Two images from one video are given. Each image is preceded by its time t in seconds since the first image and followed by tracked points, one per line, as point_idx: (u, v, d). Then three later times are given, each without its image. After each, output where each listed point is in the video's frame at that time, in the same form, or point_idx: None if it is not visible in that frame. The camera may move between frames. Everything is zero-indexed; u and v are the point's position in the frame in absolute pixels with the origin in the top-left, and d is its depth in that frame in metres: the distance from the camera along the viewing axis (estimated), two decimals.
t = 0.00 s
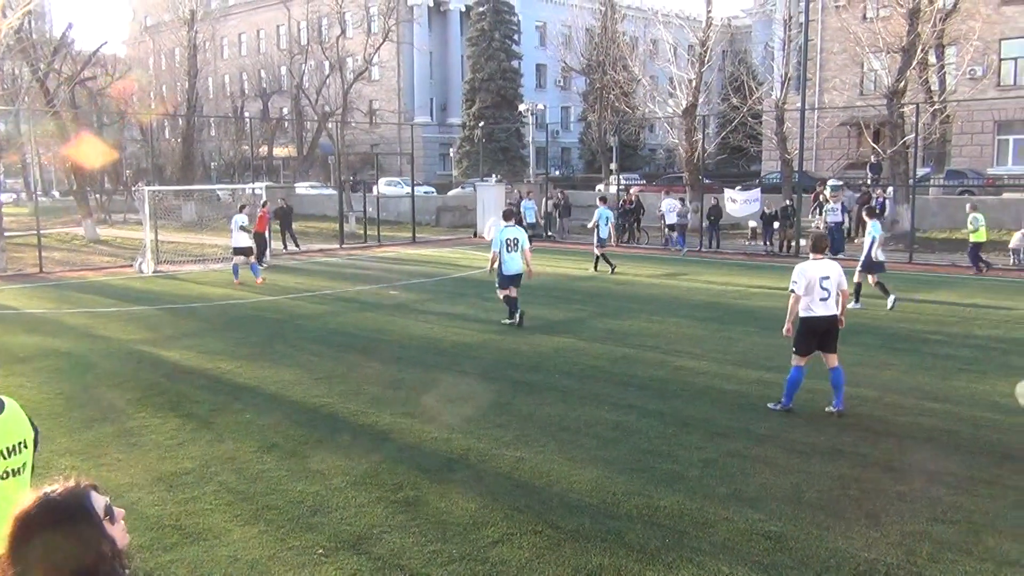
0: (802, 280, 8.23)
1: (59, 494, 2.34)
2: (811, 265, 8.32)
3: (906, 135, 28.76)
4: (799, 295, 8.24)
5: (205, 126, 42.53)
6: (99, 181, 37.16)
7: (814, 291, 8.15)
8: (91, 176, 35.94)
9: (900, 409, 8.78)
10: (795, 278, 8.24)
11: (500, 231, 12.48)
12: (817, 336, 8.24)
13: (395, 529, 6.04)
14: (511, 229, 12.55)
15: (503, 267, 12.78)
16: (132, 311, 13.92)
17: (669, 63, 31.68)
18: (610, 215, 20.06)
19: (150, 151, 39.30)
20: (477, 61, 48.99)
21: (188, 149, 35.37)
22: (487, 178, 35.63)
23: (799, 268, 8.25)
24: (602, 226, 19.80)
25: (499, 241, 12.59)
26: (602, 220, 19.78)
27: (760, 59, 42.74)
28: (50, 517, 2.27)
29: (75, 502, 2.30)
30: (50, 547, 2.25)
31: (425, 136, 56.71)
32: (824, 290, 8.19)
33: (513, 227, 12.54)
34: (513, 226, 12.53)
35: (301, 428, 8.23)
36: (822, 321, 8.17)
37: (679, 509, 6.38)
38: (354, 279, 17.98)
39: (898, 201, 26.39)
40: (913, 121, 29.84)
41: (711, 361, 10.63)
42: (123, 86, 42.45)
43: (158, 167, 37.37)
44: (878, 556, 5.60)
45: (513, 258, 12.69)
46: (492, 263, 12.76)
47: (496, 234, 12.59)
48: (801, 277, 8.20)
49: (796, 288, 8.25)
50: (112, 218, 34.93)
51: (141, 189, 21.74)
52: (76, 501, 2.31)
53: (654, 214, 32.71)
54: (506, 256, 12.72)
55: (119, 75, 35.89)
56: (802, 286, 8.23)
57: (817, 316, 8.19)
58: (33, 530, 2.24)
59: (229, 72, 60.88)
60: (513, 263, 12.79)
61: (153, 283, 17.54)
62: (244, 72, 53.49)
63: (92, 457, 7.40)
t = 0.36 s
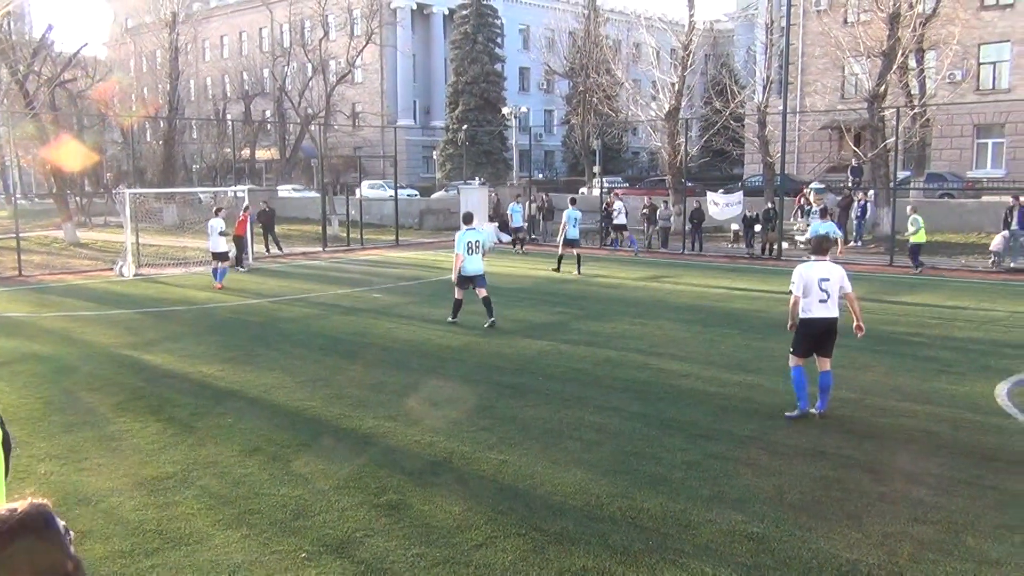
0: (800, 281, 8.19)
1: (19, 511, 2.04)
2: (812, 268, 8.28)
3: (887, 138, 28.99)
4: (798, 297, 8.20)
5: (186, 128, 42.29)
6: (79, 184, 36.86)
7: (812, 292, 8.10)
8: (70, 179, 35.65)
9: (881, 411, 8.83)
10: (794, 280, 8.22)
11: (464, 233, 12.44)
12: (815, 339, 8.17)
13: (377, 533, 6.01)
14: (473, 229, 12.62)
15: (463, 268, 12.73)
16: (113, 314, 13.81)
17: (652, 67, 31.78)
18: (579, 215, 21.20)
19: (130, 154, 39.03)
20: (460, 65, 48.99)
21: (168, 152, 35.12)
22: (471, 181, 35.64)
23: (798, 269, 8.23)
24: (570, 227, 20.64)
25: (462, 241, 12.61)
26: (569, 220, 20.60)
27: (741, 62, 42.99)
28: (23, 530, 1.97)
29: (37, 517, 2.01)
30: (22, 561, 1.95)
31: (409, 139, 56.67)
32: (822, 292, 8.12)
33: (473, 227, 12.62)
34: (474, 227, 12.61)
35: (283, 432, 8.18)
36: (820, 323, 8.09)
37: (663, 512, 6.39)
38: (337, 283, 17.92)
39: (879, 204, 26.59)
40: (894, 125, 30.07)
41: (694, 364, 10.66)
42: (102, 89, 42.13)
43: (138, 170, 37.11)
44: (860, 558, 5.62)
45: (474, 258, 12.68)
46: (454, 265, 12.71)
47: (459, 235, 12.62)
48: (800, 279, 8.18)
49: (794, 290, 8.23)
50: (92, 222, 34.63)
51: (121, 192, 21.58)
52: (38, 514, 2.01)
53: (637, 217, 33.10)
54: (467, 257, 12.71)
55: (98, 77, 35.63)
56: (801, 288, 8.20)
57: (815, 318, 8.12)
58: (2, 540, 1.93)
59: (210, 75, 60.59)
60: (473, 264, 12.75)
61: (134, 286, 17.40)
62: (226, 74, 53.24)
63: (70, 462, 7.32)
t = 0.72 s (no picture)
0: (806, 285, 8.06)
1: None
2: (816, 269, 8.15)
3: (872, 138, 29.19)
4: (802, 299, 8.08)
5: (171, 128, 42.04)
6: (62, 184, 36.55)
7: (818, 297, 8.00)
8: (53, 178, 35.35)
9: (867, 410, 8.88)
10: (800, 282, 8.07)
11: (427, 229, 12.91)
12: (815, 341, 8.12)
13: (365, 533, 6.00)
14: (434, 227, 13.08)
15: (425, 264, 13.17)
16: (97, 315, 13.71)
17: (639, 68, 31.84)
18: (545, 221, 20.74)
19: (115, 154, 38.75)
20: (448, 65, 48.96)
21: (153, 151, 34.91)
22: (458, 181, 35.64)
23: (804, 272, 8.07)
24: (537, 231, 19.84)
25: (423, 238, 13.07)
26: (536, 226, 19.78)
27: (727, 63, 43.20)
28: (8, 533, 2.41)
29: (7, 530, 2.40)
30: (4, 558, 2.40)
31: (396, 140, 56.58)
32: (827, 296, 8.03)
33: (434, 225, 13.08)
34: (436, 224, 13.08)
35: (270, 433, 8.15)
36: (825, 328, 8.03)
37: (650, 512, 6.40)
38: (324, 283, 17.87)
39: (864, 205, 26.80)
40: (879, 126, 30.30)
41: (681, 364, 10.69)
42: (86, 88, 41.80)
43: (123, 170, 36.85)
44: (846, 556, 5.65)
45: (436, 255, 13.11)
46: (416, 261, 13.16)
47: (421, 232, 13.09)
48: (806, 282, 8.04)
49: (800, 292, 8.09)
50: (76, 222, 34.36)
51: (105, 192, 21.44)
52: (7, 526, 2.42)
53: (623, 217, 33.52)
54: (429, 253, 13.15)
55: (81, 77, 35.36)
56: (806, 291, 8.07)
57: (820, 322, 8.04)
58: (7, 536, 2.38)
59: (195, 74, 60.23)
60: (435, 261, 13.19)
61: (119, 287, 17.29)
62: (211, 73, 52.96)
63: (55, 464, 7.28)
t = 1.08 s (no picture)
0: (847, 290, 7.86)
1: None
2: (844, 273, 7.98)
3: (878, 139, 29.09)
4: (843, 305, 7.87)
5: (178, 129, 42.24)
6: (69, 186, 36.78)
7: (858, 301, 7.87)
8: (61, 181, 35.55)
9: (874, 411, 8.86)
10: (841, 288, 7.82)
11: (412, 230, 13.17)
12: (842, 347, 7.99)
13: (370, 534, 6.01)
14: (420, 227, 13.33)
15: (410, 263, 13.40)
16: (105, 316, 13.79)
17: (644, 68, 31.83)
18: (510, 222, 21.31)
19: (121, 156, 38.95)
20: (452, 66, 49.01)
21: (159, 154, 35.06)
22: (463, 182, 35.69)
23: (846, 277, 7.84)
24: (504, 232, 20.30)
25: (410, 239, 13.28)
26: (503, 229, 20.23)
27: (733, 64, 43.14)
28: None
29: None
30: None
31: (401, 141, 56.69)
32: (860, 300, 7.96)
33: (420, 226, 13.32)
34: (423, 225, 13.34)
35: (276, 434, 8.17)
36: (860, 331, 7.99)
37: (655, 512, 6.41)
38: (330, 284, 17.91)
39: (870, 205, 26.74)
40: (885, 127, 30.24)
41: (687, 364, 10.68)
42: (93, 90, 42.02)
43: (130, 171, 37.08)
44: (852, 557, 5.64)
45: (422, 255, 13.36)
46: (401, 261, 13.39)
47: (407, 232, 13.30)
48: (847, 287, 7.81)
49: (844, 299, 7.84)
50: (82, 224, 34.51)
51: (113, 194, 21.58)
52: None
53: (629, 218, 33.51)
54: (415, 253, 13.39)
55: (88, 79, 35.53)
56: (846, 296, 7.86)
57: (859, 327, 7.96)
58: None
59: (201, 76, 60.49)
60: (421, 261, 13.44)
61: (126, 288, 17.38)
62: (217, 76, 53.17)
63: (62, 463, 7.33)
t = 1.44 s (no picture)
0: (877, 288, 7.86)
1: None
2: (864, 271, 7.98)
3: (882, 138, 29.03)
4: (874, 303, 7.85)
5: (181, 129, 42.31)
6: (73, 185, 36.86)
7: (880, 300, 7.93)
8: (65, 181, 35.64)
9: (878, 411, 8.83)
10: (874, 286, 7.78)
11: (394, 230, 13.38)
12: (857, 346, 7.96)
13: (374, 534, 6.00)
14: (403, 226, 13.52)
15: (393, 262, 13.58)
16: (109, 316, 13.82)
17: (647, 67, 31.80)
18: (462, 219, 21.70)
19: (125, 156, 39.03)
20: (454, 66, 49.01)
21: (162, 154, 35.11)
22: (466, 181, 35.70)
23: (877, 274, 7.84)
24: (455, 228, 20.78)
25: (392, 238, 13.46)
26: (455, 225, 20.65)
27: (736, 63, 43.09)
28: None
29: None
30: None
31: (404, 141, 56.76)
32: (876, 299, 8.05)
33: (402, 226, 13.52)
34: (405, 224, 13.53)
35: (280, 433, 8.18)
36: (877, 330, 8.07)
37: (658, 511, 6.41)
38: (333, 283, 17.91)
39: (873, 204, 26.67)
40: (889, 126, 30.19)
41: (690, 364, 10.66)
42: (97, 90, 42.11)
43: (133, 171, 37.16)
44: (856, 557, 5.63)
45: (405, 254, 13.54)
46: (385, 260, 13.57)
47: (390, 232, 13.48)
48: (878, 285, 7.81)
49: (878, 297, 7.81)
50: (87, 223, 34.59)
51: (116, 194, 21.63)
52: None
53: (632, 217, 33.48)
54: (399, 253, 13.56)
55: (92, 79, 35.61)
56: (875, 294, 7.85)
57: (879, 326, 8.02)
58: None
59: (205, 76, 60.59)
60: (405, 260, 13.61)
61: (130, 288, 17.41)
62: (221, 75, 53.25)
63: (66, 463, 7.34)
